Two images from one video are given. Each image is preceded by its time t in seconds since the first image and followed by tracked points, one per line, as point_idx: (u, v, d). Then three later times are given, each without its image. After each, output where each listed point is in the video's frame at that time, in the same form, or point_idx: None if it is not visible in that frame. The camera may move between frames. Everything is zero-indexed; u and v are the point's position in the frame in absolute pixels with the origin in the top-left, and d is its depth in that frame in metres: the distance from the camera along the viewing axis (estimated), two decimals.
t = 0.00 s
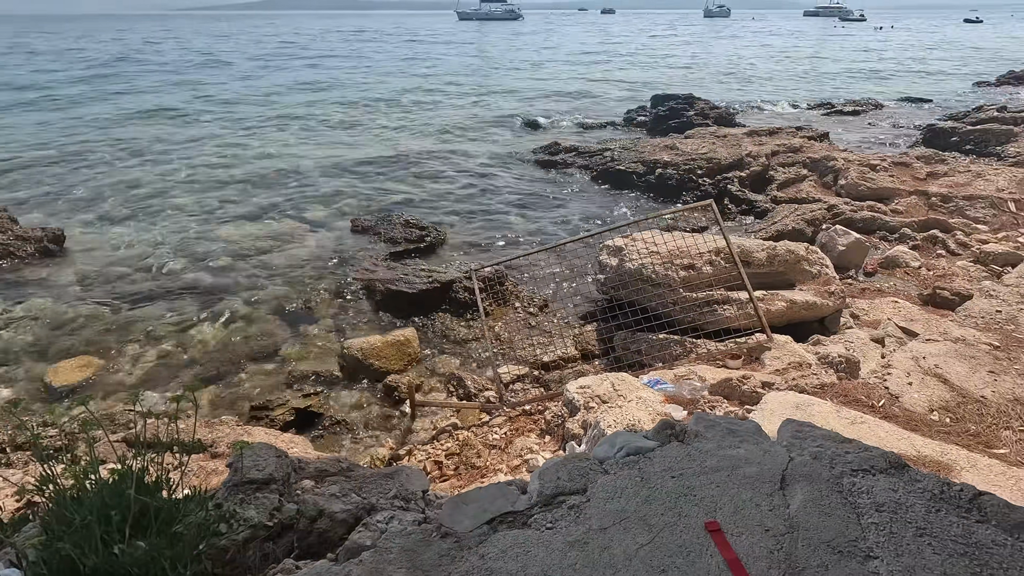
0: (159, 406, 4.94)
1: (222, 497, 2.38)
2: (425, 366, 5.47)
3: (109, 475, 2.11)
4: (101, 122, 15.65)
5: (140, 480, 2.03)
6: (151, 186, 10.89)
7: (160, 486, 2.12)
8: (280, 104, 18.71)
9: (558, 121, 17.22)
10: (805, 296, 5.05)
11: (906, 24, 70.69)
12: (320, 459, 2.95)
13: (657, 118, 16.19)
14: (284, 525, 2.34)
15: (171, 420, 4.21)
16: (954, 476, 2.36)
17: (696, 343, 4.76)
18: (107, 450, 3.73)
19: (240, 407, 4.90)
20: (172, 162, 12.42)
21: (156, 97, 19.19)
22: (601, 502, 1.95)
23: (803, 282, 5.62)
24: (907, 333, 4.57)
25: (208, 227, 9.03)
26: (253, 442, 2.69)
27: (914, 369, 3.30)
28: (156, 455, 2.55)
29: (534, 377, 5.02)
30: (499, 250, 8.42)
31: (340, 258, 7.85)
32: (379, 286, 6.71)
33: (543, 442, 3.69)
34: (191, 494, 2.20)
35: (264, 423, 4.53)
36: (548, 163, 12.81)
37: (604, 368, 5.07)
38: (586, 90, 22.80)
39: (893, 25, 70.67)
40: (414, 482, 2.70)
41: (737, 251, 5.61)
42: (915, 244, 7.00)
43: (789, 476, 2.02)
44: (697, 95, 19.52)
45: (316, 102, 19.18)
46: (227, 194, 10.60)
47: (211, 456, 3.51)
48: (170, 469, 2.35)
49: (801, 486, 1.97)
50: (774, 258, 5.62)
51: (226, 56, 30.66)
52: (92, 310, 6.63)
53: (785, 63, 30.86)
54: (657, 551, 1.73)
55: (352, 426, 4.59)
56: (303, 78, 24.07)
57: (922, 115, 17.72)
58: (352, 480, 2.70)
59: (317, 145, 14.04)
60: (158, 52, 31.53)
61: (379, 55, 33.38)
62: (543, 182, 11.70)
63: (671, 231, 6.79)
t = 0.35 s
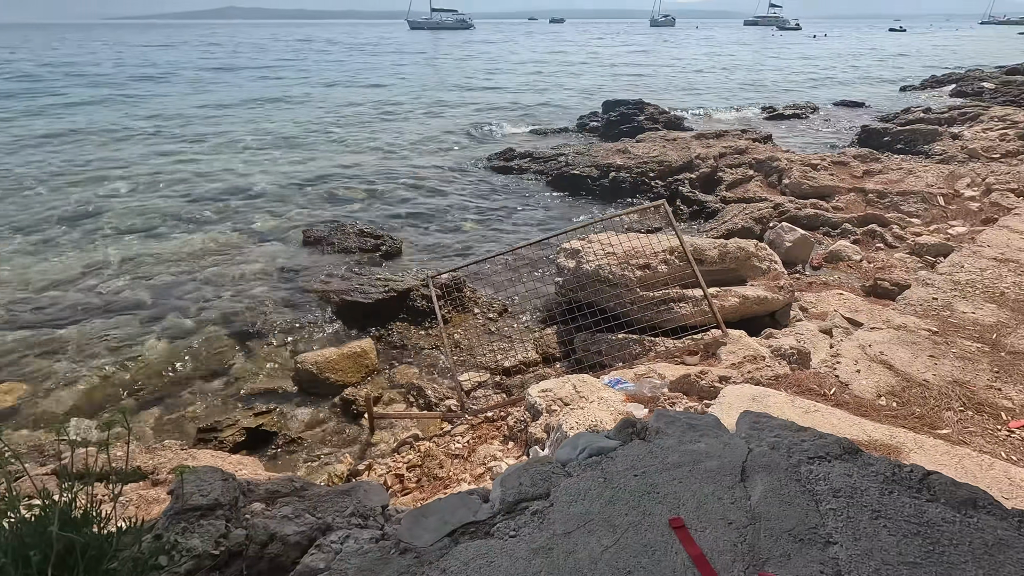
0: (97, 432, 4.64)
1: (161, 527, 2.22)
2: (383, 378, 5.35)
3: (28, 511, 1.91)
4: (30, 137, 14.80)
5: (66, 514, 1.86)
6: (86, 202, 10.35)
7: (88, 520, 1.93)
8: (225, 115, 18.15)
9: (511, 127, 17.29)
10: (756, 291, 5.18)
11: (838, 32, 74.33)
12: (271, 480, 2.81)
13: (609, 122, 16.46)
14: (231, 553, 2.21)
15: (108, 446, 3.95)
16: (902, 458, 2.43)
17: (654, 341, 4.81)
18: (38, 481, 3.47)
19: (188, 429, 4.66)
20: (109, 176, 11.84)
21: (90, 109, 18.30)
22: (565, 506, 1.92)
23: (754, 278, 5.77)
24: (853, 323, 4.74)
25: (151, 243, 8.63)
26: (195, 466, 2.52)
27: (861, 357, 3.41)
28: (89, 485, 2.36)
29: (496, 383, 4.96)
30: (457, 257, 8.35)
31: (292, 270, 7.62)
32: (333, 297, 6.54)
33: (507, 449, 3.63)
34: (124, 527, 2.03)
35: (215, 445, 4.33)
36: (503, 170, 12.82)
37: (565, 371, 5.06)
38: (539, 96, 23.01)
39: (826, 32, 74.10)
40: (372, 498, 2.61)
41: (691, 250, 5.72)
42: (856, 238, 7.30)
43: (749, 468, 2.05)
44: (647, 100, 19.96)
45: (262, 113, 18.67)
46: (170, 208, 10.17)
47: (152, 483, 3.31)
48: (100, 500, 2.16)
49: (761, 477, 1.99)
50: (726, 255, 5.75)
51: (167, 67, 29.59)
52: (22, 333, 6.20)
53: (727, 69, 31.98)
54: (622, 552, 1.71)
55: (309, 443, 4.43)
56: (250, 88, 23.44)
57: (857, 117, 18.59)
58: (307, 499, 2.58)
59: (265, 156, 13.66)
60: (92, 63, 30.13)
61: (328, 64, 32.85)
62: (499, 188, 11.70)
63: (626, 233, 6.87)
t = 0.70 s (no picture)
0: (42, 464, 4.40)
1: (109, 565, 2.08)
2: (349, 394, 5.23)
3: None
4: None
5: None
6: (31, 221, 9.88)
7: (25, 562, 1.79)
8: (180, 129, 17.64)
9: (475, 137, 17.31)
10: (719, 295, 5.27)
11: (788, 43, 77.16)
12: (231, 507, 2.70)
13: (572, 132, 16.63)
14: None
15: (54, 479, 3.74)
16: (863, 456, 2.49)
17: (621, 347, 4.84)
18: None
19: (141, 456, 4.46)
20: (55, 194, 11.35)
21: (34, 124, 17.56)
22: (535, 521, 1.90)
23: (716, 282, 5.88)
24: (812, 324, 4.86)
25: (101, 262, 8.30)
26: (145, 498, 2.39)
27: (821, 357, 3.49)
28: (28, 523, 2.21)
29: (464, 395, 4.91)
30: (423, 268, 8.27)
31: (252, 286, 7.42)
32: (296, 313, 6.39)
33: (477, 461, 3.58)
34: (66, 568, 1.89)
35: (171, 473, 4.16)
36: (467, 180, 12.81)
37: (534, 381, 5.04)
38: (501, 107, 23.12)
39: (776, 42, 76.87)
40: (338, 521, 2.53)
41: (654, 256, 5.79)
42: (811, 241, 7.53)
43: (715, 473, 2.06)
44: (608, 110, 20.27)
45: (219, 126, 18.23)
46: (122, 225, 9.82)
47: (99, 518, 3.15)
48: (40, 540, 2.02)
49: (729, 481, 2.01)
50: (688, 261, 5.85)
51: (118, 79, 28.71)
52: None
53: (684, 79, 32.83)
54: (594, 566, 1.70)
55: (272, 465, 4.29)
56: (206, 101, 22.89)
57: (809, 124, 19.26)
58: (268, 526, 2.49)
59: (222, 170, 13.32)
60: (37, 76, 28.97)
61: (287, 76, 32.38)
62: (463, 199, 11.68)
63: (591, 240, 6.92)
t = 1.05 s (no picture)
0: None
1: None
2: (320, 413, 5.14)
3: None
4: None
5: None
6: None
7: None
8: (141, 144, 17.22)
9: (445, 150, 17.32)
10: (687, 303, 5.36)
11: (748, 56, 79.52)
12: (194, 538, 2.60)
13: (541, 143, 16.76)
14: None
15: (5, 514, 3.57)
16: (830, 459, 2.55)
17: (595, 357, 4.86)
18: None
19: (101, 485, 4.29)
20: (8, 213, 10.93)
21: None
22: (510, 539, 1.89)
23: (685, 290, 5.98)
24: (779, 329, 4.97)
25: (57, 284, 8.00)
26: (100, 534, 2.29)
27: (788, 362, 3.57)
28: None
29: (438, 410, 4.86)
30: (394, 283, 8.19)
31: (217, 304, 7.24)
32: (264, 331, 6.26)
33: (452, 477, 3.55)
34: None
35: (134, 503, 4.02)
36: (438, 193, 12.79)
37: (509, 394, 5.02)
38: (471, 119, 23.19)
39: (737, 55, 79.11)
40: (309, 546, 2.46)
41: (625, 266, 5.86)
42: (776, 248, 7.72)
43: (689, 483, 2.08)
44: (576, 121, 20.52)
45: (182, 141, 17.86)
46: (79, 244, 9.49)
47: (54, 555, 3.01)
48: None
49: (702, 491, 2.03)
50: (658, 270, 5.93)
51: (75, 94, 27.90)
52: None
53: (650, 91, 33.50)
54: None
55: (240, 490, 4.17)
56: (167, 116, 22.39)
57: (770, 134, 19.81)
58: (235, 555, 2.41)
59: (185, 186, 13.03)
60: None
61: (252, 90, 31.94)
62: (434, 212, 11.64)
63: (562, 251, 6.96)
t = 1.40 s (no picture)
0: None
1: None
2: (295, 433, 5.03)
3: None
4: None
5: None
6: None
7: None
8: (109, 160, 16.87)
9: (421, 163, 17.32)
10: (664, 312, 5.41)
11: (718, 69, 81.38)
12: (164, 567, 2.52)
13: (517, 156, 16.87)
14: None
15: None
16: (805, 465, 2.59)
17: (574, 368, 4.86)
18: None
19: (65, 514, 4.13)
20: None
21: None
22: (491, 557, 1.87)
23: (661, 300, 6.04)
24: (754, 336, 5.04)
25: (20, 304, 7.77)
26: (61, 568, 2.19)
27: (763, 370, 3.62)
28: None
29: (417, 426, 4.80)
30: (371, 297, 8.13)
31: (189, 322, 7.08)
32: (238, 349, 6.14)
33: (432, 494, 3.50)
34: None
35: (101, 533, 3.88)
36: (414, 206, 12.76)
37: (489, 408, 5.00)
38: (447, 132, 23.25)
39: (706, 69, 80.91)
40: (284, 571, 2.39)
41: (602, 277, 5.90)
42: (749, 256, 7.86)
43: (669, 494, 2.09)
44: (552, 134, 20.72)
45: (153, 156, 17.55)
46: (44, 263, 9.24)
47: None
48: None
49: (682, 502, 2.04)
50: (634, 280, 5.99)
51: (42, 108, 27.29)
52: None
53: (623, 103, 34.02)
54: None
55: (213, 515, 4.06)
56: (137, 131, 22.01)
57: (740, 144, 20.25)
58: None
59: (155, 202, 12.78)
60: None
61: (225, 104, 31.59)
62: (411, 225, 11.60)
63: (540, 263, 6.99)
